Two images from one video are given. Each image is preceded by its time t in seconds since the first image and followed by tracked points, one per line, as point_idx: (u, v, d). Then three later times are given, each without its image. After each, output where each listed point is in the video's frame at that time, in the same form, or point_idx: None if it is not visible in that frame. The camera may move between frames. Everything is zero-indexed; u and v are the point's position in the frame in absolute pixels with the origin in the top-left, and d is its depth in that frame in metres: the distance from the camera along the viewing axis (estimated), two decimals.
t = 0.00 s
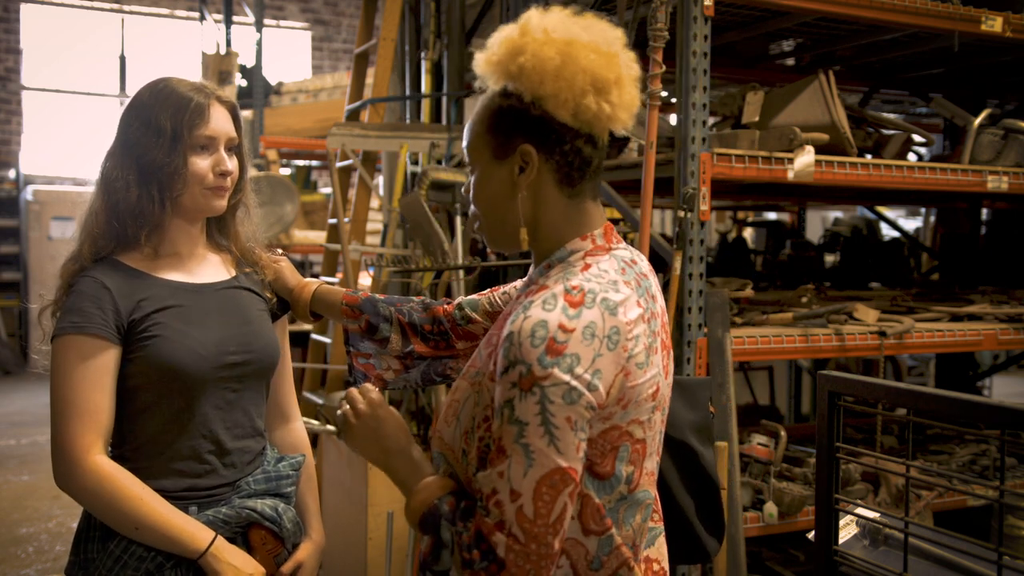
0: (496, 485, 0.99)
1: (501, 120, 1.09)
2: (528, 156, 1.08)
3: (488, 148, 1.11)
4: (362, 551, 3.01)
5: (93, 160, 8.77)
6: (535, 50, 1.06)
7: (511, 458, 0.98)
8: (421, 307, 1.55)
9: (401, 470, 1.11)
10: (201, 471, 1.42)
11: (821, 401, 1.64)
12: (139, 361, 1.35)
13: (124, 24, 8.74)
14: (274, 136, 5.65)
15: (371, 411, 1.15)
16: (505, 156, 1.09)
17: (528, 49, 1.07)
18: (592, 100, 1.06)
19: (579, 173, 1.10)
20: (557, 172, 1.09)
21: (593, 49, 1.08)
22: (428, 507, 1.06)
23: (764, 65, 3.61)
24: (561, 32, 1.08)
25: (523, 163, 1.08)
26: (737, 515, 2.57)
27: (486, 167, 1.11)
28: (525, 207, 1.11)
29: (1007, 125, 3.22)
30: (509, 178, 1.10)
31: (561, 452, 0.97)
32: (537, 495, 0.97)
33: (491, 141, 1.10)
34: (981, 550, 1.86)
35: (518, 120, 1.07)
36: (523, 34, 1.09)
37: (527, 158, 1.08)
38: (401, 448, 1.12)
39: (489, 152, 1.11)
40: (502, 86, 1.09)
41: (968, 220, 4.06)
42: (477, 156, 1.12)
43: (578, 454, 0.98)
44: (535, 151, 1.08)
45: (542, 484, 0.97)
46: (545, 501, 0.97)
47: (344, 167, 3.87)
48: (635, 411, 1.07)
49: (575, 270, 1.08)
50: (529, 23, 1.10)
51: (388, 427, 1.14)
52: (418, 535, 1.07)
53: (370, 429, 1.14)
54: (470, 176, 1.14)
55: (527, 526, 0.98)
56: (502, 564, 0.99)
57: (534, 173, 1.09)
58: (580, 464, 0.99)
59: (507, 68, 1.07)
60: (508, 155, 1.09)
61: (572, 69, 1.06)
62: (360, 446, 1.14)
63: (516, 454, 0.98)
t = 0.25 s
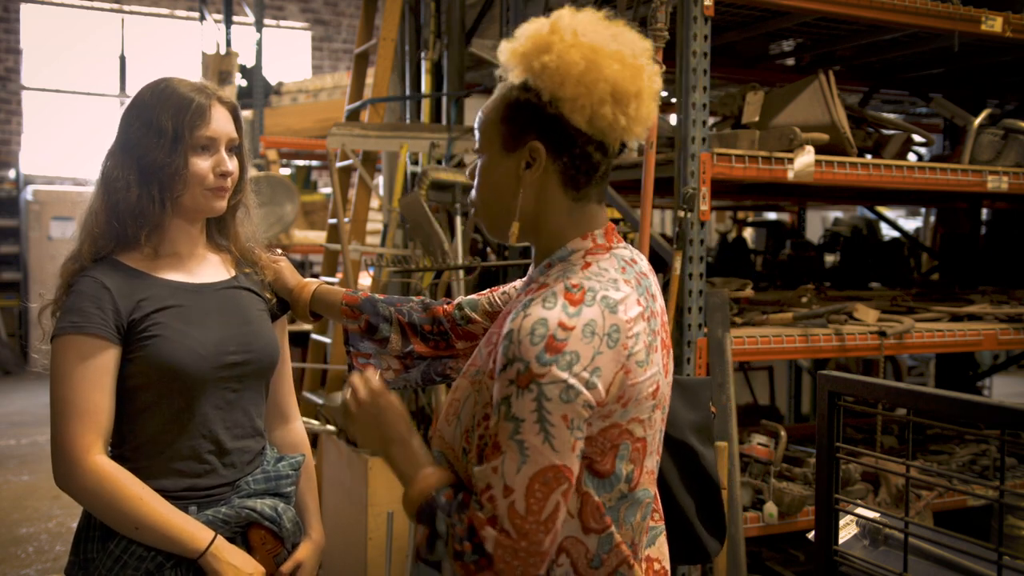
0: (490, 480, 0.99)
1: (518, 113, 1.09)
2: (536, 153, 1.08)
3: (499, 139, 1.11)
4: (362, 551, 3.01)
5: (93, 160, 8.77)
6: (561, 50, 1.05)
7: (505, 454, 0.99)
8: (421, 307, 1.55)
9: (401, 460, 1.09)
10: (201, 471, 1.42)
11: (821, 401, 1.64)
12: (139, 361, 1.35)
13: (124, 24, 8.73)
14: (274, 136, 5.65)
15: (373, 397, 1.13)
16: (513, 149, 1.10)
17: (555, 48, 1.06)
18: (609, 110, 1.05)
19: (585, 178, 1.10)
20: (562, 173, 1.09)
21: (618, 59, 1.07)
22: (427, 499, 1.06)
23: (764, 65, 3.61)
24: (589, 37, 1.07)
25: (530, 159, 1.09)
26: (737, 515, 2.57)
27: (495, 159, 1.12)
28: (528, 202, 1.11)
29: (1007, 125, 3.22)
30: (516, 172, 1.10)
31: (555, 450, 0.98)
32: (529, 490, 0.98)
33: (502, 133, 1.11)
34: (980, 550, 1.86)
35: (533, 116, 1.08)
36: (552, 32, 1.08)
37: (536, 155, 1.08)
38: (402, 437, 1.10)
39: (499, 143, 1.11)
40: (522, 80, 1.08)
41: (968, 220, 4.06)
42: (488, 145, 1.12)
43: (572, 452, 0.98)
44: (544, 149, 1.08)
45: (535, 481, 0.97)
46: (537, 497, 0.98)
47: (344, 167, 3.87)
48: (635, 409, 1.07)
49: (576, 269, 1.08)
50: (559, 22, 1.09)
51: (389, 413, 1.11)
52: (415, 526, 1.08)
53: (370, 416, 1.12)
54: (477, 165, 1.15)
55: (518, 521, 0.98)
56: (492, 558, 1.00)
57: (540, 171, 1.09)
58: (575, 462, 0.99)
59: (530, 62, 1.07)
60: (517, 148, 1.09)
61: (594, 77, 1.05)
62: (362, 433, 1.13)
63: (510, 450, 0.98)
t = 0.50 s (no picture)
0: (484, 474, 1.01)
1: (512, 120, 1.09)
2: (534, 160, 1.08)
3: (494, 146, 1.11)
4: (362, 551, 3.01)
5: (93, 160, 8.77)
6: (554, 55, 1.06)
7: (502, 450, 1.00)
8: (420, 306, 1.55)
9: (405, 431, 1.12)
10: (201, 471, 1.42)
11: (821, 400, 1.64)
12: (139, 361, 1.35)
13: (124, 24, 8.73)
14: (274, 136, 5.65)
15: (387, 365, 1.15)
16: (509, 157, 1.10)
17: (548, 53, 1.06)
18: (605, 112, 1.06)
19: (584, 181, 1.10)
20: (560, 178, 1.09)
21: (610, 62, 1.08)
22: (422, 480, 1.08)
23: (764, 65, 3.61)
24: (580, 40, 1.08)
25: (528, 167, 1.09)
26: (737, 515, 2.57)
27: (491, 167, 1.11)
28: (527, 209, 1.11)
29: (1007, 125, 3.22)
30: (513, 179, 1.10)
31: (553, 450, 0.99)
32: (521, 487, 0.99)
33: (497, 141, 1.10)
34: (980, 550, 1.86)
35: (528, 122, 1.07)
36: (543, 37, 1.08)
37: (534, 161, 1.08)
38: (408, 408, 1.13)
39: (494, 152, 1.11)
40: (515, 87, 1.08)
41: (968, 220, 4.06)
42: (482, 155, 1.12)
43: (571, 453, 0.99)
44: (542, 156, 1.08)
45: (528, 478, 0.99)
46: (528, 494, 0.99)
47: (344, 167, 3.86)
48: (640, 411, 1.07)
49: (584, 268, 1.08)
50: (549, 27, 1.10)
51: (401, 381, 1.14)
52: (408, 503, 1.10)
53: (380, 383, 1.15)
54: (472, 174, 1.14)
55: (507, 517, 0.99)
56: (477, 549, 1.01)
57: (538, 178, 1.09)
58: (572, 463, 1.00)
59: (523, 69, 1.07)
60: (514, 156, 1.09)
61: (589, 80, 1.06)
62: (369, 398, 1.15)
63: (507, 447, 0.99)
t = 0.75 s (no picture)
0: (495, 486, 1.00)
1: (489, 134, 1.09)
2: (514, 171, 1.08)
3: (474, 162, 1.11)
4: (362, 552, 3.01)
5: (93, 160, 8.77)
6: (523, 65, 1.06)
7: (511, 461, 0.99)
8: (420, 307, 1.55)
9: (409, 455, 1.10)
10: (201, 471, 1.42)
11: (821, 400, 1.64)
12: (139, 360, 1.35)
13: (124, 24, 8.73)
14: (274, 136, 5.66)
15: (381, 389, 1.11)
16: (490, 170, 1.09)
17: (516, 64, 1.07)
18: (580, 117, 1.06)
19: (568, 185, 1.10)
20: (544, 185, 1.09)
21: (580, 66, 1.08)
22: (431, 502, 1.06)
23: (764, 65, 3.61)
24: (548, 48, 1.08)
25: (509, 178, 1.08)
26: (737, 515, 2.57)
27: (472, 181, 1.11)
28: (512, 219, 1.10)
29: (1007, 125, 3.22)
30: (496, 191, 1.10)
31: (562, 457, 0.98)
32: (534, 497, 0.99)
33: (475, 155, 1.10)
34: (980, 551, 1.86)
35: (504, 135, 1.08)
36: (510, 48, 1.09)
37: (515, 172, 1.08)
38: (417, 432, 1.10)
39: (474, 166, 1.11)
40: (488, 101, 1.09)
41: (968, 220, 4.06)
42: (463, 170, 1.12)
43: (580, 458, 0.99)
44: (522, 165, 1.08)
45: (540, 488, 0.98)
46: (542, 503, 0.99)
47: (344, 167, 3.86)
48: (644, 410, 1.08)
49: (581, 270, 1.08)
50: (514, 37, 1.10)
51: (398, 406, 1.11)
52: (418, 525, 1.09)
53: (378, 411, 1.11)
54: (455, 190, 1.14)
55: (523, 527, 0.99)
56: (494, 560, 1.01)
57: (520, 188, 1.09)
58: (582, 468, 1.00)
59: (492, 82, 1.08)
60: (495, 169, 1.09)
61: (560, 86, 1.06)
62: (370, 425, 1.12)
63: (517, 457, 0.99)
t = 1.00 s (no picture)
0: (530, 497, 0.98)
1: (515, 120, 1.09)
2: (541, 156, 1.08)
3: (501, 149, 1.11)
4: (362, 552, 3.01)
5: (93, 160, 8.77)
6: (547, 48, 1.06)
7: (544, 470, 0.97)
8: (420, 303, 1.54)
9: (432, 491, 1.08)
10: (201, 471, 1.42)
11: (821, 400, 1.64)
12: (139, 361, 1.35)
13: (124, 24, 8.73)
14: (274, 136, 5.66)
15: (393, 435, 1.10)
16: (517, 157, 1.09)
17: (540, 47, 1.06)
18: (604, 98, 1.06)
19: (592, 172, 1.10)
20: (569, 171, 1.09)
21: (605, 47, 1.07)
22: (465, 527, 1.04)
23: (764, 65, 3.61)
24: (572, 30, 1.08)
25: (536, 164, 1.08)
26: (737, 515, 2.57)
27: (499, 170, 1.11)
28: (538, 207, 1.10)
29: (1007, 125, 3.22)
30: (523, 177, 1.10)
31: (596, 460, 0.96)
32: (575, 504, 0.96)
33: (502, 142, 1.10)
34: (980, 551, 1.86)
35: (531, 120, 1.07)
36: (534, 33, 1.09)
37: (541, 158, 1.08)
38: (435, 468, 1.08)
39: (501, 154, 1.11)
40: (513, 87, 1.09)
41: (968, 220, 4.06)
42: (490, 158, 1.12)
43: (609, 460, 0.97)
44: (548, 151, 1.08)
45: (580, 493, 0.95)
46: (583, 509, 0.96)
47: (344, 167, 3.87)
48: (649, 416, 1.08)
49: (592, 275, 1.08)
50: (539, 21, 1.10)
51: (411, 448, 1.09)
52: (454, 555, 1.04)
53: (395, 456, 1.09)
54: (482, 179, 1.14)
55: (564, 536, 0.96)
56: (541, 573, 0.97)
57: (546, 174, 1.09)
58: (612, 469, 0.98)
59: (517, 67, 1.08)
60: (521, 154, 1.09)
61: (584, 67, 1.05)
62: (390, 473, 1.09)
63: (550, 464, 0.96)
